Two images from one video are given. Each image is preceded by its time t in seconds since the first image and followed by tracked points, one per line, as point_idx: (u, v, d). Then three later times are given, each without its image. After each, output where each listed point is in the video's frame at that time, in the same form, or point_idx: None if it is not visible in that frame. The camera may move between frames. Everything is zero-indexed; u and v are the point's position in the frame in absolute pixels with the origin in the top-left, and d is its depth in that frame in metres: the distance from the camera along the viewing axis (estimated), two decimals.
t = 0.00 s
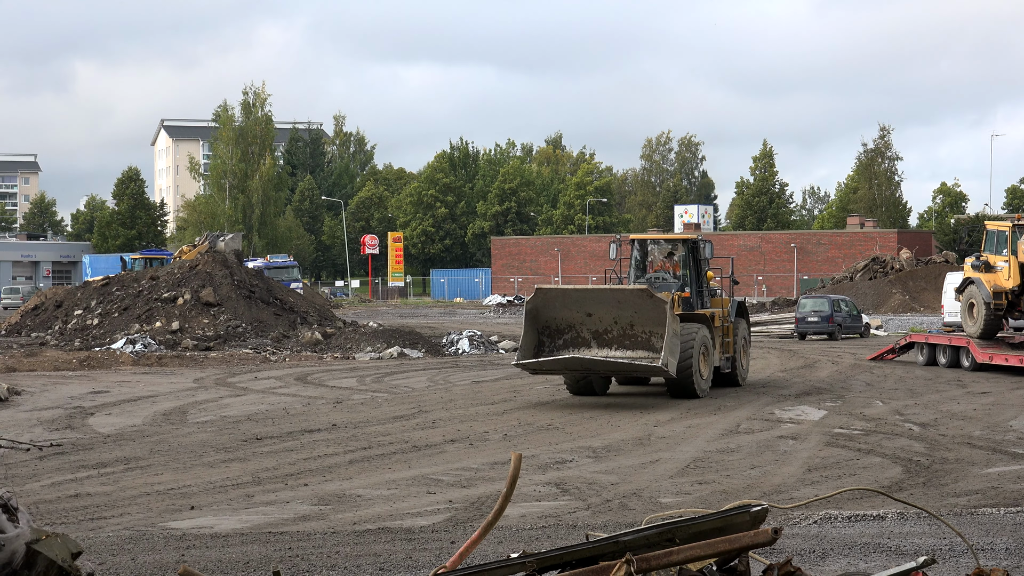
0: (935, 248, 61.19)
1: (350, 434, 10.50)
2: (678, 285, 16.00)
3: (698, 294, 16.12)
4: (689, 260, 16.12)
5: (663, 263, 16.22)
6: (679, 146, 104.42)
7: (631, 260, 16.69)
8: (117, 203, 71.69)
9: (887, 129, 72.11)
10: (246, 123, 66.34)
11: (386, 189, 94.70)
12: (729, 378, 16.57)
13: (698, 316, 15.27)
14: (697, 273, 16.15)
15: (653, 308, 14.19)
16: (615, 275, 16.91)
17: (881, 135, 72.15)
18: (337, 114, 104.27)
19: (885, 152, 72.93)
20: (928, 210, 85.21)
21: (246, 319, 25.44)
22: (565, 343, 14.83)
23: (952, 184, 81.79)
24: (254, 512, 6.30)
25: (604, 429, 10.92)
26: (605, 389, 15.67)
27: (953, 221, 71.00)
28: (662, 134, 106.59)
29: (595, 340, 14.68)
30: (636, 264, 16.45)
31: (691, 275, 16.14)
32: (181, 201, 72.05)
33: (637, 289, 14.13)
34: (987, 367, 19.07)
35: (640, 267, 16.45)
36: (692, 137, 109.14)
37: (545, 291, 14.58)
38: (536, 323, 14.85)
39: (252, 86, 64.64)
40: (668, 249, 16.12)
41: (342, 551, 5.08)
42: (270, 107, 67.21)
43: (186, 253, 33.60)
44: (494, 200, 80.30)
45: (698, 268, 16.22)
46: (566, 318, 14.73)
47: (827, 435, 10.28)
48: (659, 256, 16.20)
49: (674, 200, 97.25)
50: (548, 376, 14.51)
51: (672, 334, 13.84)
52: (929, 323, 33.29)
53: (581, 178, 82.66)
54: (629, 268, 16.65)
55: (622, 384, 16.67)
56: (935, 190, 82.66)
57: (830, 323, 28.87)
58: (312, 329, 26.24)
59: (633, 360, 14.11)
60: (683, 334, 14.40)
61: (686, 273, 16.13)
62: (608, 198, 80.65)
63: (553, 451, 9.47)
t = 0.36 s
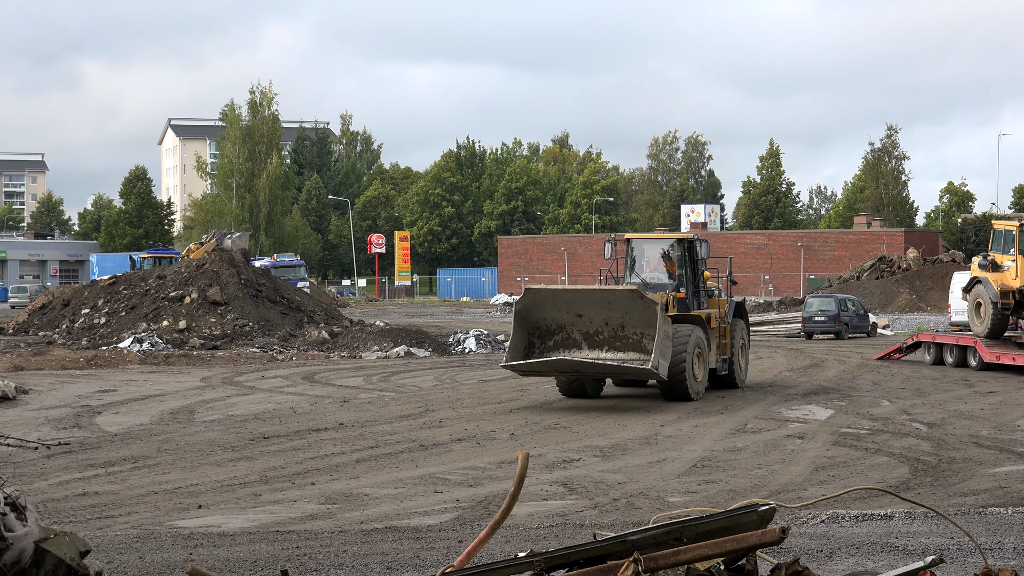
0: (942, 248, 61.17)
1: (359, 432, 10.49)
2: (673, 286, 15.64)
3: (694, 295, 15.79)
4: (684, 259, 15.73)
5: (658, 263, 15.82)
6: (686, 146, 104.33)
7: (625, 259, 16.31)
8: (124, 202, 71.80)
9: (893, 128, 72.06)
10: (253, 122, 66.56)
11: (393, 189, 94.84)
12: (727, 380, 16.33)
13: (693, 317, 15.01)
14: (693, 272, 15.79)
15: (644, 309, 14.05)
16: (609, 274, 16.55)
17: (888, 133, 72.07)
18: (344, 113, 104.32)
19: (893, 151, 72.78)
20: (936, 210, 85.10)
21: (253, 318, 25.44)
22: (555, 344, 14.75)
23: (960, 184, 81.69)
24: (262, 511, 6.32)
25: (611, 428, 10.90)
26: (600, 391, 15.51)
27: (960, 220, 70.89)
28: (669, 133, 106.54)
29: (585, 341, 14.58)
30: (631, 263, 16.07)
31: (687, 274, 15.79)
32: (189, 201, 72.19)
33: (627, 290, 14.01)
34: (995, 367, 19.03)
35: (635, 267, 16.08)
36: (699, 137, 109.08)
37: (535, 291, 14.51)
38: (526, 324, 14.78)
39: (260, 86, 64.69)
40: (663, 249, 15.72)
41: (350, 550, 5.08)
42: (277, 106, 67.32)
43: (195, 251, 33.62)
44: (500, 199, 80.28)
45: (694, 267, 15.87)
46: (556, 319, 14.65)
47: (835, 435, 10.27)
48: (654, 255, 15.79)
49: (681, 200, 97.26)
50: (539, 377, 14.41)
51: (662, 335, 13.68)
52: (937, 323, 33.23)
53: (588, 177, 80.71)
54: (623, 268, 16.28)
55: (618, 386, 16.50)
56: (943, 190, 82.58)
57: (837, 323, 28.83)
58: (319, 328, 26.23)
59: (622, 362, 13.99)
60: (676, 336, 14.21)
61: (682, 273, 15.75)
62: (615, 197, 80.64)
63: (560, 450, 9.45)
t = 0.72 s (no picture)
0: (953, 249, 61.04)
1: (372, 431, 10.50)
2: (670, 288, 15.38)
3: (692, 296, 15.51)
4: (684, 261, 15.45)
5: (656, 264, 15.57)
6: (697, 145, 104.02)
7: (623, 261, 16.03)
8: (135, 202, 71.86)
9: (904, 129, 71.93)
10: (264, 122, 66.49)
11: (403, 189, 94.79)
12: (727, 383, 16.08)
13: (689, 320, 14.72)
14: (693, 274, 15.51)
15: (637, 311, 13.76)
16: (607, 275, 16.33)
17: (899, 134, 71.93)
18: (354, 113, 104.28)
19: (904, 152, 72.63)
20: (946, 211, 84.87)
21: (263, 317, 25.45)
22: (548, 346, 14.50)
23: (971, 184, 81.45)
24: (270, 510, 6.32)
25: (621, 428, 10.90)
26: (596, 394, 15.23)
27: (972, 221, 70.65)
28: (679, 134, 106.27)
29: (578, 343, 14.32)
30: (629, 264, 15.84)
31: (686, 276, 15.52)
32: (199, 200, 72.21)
33: (619, 291, 13.72)
34: (1006, 369, 19.00)
35: (633, 269, 15.79)
36: (709, 137, 108.79)
37: (526, 292, 14.25)
38: (518, 325, 14.52)
39: (270, 86, 64.60)
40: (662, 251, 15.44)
41: (359, 549, 5.09)
42: (287, 106, 67.23)
43: (204, 251, 33.58)
44: (511, 199, 80.15)
45: (694, 269, 15.61)
46: (548, 320, 14.39)
47: (844, 435, 10.27)
48: (652, 256, 15.54)
49: (691, 200, 97.12)
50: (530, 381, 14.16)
51: (655, 338, 13.39)
52: (948, 324, 33.15)
53: (597, 177, 81.10)
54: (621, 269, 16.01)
55: (614, 390, 16.24)
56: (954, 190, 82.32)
57: (847, 323, 28.80)
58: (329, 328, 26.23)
59: (615, 365, 13.70)
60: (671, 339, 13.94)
61: (680, 274, 15.48)
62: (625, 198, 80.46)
63: (570, 451, 9.45)
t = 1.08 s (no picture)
0: (965, 249, 60.89)
1: (385, 432, 10.49)
2: (668, 288, 15.02)
3: (690, 297, 15.12)
4: (683, 261, 15.10)
5: (654, 265, 15.22)
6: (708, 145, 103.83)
7: (620, 261, 15.70)
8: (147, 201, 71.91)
9: (917, 129, 71.83)
10: (275, 122, 66.40)
11: (414, 189, 94.84)
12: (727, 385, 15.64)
13: (686, 321, 14.29)
14: (692, 275, 15.16)
15: (628, 313, 13.31)
16: (604, 277, 15.99)
17: (911, 134, 71.86)
18: (366, 113, 104.33)
19: (916, 151, 72.55)
20: (959, 211, 84.66)
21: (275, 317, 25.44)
22: (540, 348, 14.09)
23: (984, 184, 81.24)
24: (282, 510, 6.31)
25: (633, 428, 10.89)
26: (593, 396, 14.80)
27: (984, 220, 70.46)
28: (690, 133, 105.94)
29: (570, 346, 13.89)
30: (626, 265, 15.51)
31: (685, 277, 15.14)
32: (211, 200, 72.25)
33: (610, 292, 13.27)
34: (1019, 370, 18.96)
35: (630, 269, 15.44)
36: (721, 137, 108.47)
37: (516, 293, 13.84)
38: (509, 327, 14.13)
39: (283, 86, 64.55)
40: (660, 250, 15.10)
41: (371, 549, 5.09)
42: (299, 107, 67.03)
43: (217, 250, 33.56)
44: (522, 199, 80.11)
45: (693, 270, 15.24)
46: (539, 322, 13.97)
47: (857, 435, 10.26)
48: (650, 256, 15.19)
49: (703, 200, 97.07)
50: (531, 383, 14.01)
51: (646, 341, 12.95)
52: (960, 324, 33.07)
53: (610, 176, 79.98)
54: (619, 269, 15.66)
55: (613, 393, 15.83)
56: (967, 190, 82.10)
57: (859, 323, 28.76)
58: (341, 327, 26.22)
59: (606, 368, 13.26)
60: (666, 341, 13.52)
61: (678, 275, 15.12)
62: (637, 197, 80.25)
63: (582, 450, 9.45)
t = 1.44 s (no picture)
0: (980, 249, 60.74)
1: (402, 432, 10.49)
2: (668, 290, 14.87)
3: (691, 299, 14.93)
4: (683, 262, 14.95)
5: (654, 266, 15.06)
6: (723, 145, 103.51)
7: (621, 263, 15.58)
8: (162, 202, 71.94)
9: (932, 129, 71.88)
10: (290, 122, 66.42)
11: (429, 190, 94.88)
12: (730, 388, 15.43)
13: (686, 323, 14.07)
14: (692, 276, 15.00)
15: (623, 314, 13.06)
16: (604, 279, 15.82)
17: (925, 134, 71.94)
18: (380, 113, 104.33)
19: (931, 151, 72.67)
20: (975, 210, 84.36)
21: (290, 317, 25.47)
22: (534, 350, 13.85)
23: (999, 183, 80.97)
24: (297, 510, 6.33)
25: (647, 428, 10.89)
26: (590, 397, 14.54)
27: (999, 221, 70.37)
28: (705, 134, 105.72)
29: (565, 348, 13.66)
30: (626, 267, 15.37)
31: (685, 278, 14.96)
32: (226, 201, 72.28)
33: (604, 293, 13.03)
34: None
35: (630, 271, 15.30)
36: (736, 137, 108.25)
37: (509, 294, 13.61)
38: (503, 329, 13.90)
39: (299, 86, 64.54)
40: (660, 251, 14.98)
41: (387, 549, 5.09)
42: (314, 107, 67.06)
43: (232, 250, 33.55)
44: (537, 199, 80.08)
45: (694, 271, 15.06)
46: (533, 324, 13.72)
47: (873, 435, 10.24)
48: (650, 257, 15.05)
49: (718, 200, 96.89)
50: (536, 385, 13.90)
51: (640, 342, 12.70)
52: (976, 324, 32.97)
53: (623, 177, 80.40)
54: (619, 271, 15.51)
55: (613, 396, 15.62)
56: (982, 189, 81.84)
57: (874, 323, 28.70)
58: (356, 327, 26.25)
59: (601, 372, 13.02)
60: (664, 343, 13.27)
61: (679, 275, 14.95)
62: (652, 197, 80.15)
63: (597, 450, 9.44)
